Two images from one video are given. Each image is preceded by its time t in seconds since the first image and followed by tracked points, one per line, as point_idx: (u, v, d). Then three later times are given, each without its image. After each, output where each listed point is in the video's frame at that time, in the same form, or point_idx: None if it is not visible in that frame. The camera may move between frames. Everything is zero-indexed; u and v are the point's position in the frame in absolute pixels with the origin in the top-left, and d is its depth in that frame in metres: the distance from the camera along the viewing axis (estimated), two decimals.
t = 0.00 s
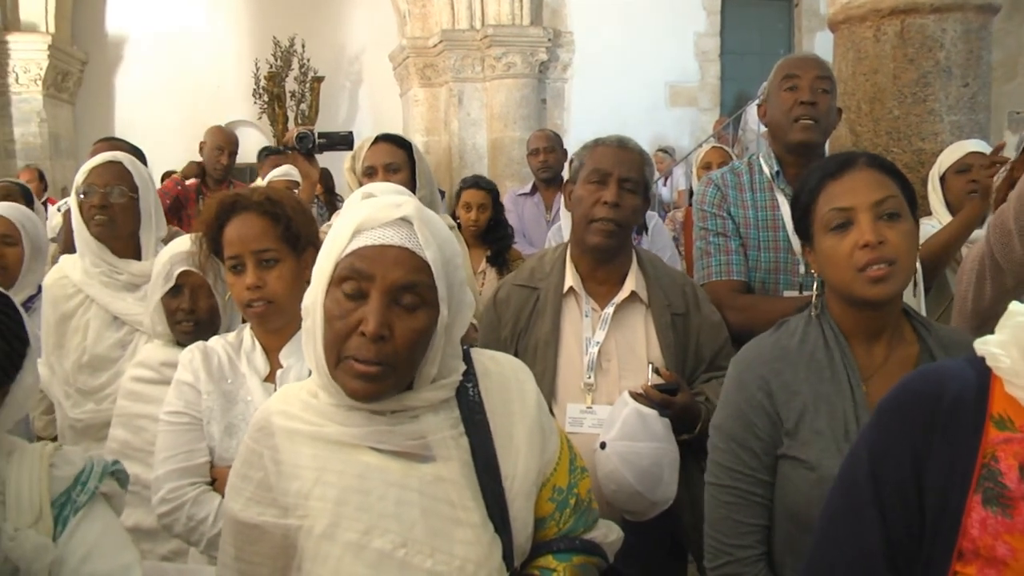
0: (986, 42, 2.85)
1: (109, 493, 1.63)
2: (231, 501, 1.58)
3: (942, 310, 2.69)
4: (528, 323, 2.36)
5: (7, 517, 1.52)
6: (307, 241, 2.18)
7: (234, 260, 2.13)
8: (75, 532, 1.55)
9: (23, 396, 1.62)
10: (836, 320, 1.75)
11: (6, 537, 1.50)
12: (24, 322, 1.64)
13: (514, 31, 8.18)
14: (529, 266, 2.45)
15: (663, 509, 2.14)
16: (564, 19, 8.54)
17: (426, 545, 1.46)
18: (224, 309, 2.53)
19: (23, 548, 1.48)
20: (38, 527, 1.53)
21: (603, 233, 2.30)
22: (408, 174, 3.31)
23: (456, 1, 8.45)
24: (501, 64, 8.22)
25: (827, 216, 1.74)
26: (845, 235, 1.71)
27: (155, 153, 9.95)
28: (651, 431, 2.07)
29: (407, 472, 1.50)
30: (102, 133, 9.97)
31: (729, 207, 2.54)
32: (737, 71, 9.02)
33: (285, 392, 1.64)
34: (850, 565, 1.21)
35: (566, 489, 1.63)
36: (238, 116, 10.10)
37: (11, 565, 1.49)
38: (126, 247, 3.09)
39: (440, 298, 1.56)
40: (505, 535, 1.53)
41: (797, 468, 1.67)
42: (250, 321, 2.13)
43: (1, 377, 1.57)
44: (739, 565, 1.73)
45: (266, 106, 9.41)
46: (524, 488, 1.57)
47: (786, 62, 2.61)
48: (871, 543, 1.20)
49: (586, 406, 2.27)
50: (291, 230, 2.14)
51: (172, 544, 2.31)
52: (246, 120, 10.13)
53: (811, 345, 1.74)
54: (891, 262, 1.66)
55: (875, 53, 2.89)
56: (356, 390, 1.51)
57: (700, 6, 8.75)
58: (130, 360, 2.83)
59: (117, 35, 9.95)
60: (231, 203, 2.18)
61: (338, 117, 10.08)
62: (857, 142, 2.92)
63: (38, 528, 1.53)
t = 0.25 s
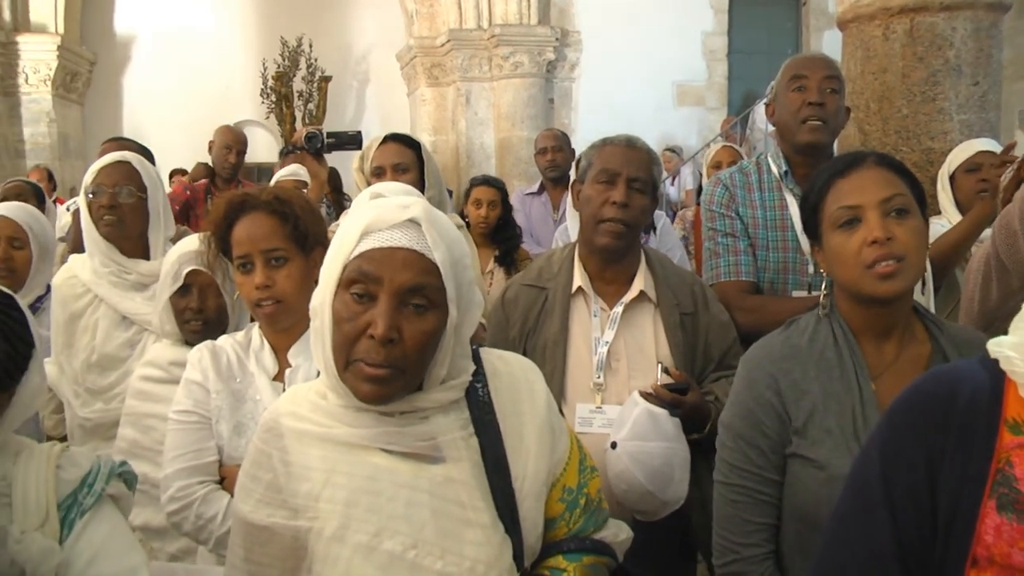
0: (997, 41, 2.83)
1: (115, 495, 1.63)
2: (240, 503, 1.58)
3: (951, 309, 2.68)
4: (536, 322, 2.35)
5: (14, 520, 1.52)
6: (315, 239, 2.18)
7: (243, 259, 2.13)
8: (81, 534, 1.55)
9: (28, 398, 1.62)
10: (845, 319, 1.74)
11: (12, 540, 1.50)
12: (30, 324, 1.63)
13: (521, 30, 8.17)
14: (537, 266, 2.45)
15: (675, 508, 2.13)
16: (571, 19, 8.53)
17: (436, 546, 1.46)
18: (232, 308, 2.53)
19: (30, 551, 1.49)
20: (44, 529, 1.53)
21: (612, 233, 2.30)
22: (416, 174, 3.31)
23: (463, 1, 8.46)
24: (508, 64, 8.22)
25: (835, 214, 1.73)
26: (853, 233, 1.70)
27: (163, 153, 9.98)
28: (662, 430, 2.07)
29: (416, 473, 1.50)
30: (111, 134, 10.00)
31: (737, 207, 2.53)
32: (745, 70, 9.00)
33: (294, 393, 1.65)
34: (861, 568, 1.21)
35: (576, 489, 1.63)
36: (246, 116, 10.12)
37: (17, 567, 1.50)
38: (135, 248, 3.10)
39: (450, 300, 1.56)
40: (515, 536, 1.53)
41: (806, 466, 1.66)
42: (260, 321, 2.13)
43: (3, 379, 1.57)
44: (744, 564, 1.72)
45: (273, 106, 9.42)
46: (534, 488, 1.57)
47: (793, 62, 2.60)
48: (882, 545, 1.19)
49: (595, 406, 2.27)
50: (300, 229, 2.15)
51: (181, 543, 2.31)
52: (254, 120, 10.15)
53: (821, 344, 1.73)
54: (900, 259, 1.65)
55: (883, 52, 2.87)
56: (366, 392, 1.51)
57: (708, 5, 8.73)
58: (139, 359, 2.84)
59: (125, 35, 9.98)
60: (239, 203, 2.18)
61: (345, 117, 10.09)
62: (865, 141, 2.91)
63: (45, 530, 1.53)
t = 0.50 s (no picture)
0: (1007, 39, 2.81)
1: (122, 496, 1.63)
2: (250, 503, 1.58)
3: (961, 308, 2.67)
4: (545, 322, 2.35)
5: (20, 520, 1.53)
6: (323, 239, 2.18)
7: (251, 259, 2.13)
8: (87, 535, 1.55)
9: (34, 399, 1.62)
10: (854, 319, 1.74)
11: (19, 541, 1.50)
12: (35, 324, 1.63)
13: (529, 30, 8.16)
14: (546, 266, 2.44)
15: (684, 509, 2.13)
16: (579, 18, 8.53)
17: (446, 547, 1.46)
18: (241, 308, 2.53)
19: (36, 553, 1.49)
20: (50, 531, 1.53)
21: (621, 233, 2.29)
22: (425, 174, 3.31)
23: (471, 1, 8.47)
24: (516, 63, 8.22)
25: (846, 214, 1.72)
26: (864, 233, 1.69)
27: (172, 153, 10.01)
28: (671, 430, 2.06)
29: (427, 473, 1.50)
30: (120, 133, 10.04)
31: (744, 205, 2.53)
32: (753, 69, 8.97)
33: (304, 392, 1.65)
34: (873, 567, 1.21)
35: (586, 490, 1.63)
36: (254, 116, 10.14)
37: (24, 569, 1.50)
38: (143, 247, 3.11)
39: (460, 300, 1.56)
40: (525, 536, 1.53)
41: (811, 469, 1.65)
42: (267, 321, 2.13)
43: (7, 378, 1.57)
44: (726, 557, 1.76)
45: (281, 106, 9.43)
46: (544, 489, 1.56)
47: (799, 61, 2.60)
48: (893, 545, 1.19)
49: (604, 406, 2.27)
50: (308, 228, 2.15)
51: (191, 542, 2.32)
52: (261, 119, 10.17)
53: (829, 345, 1.72)
54: (911, 260, 1.64)
55: (892, 51, 2.86)
56: (376, 392, 1.51)
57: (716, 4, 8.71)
58: (148, 359, 2.85)
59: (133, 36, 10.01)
60: (248, 202, 2.18)
61: (353, 117, 10.10)
62: (874, 140, 2.90)
63: (51, 531, 1.53)
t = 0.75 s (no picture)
0: (1016, 38, 2.80)
1: (127, 495, 1.63)
2: (259, 502, 1.58)
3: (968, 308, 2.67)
4: (553, 322, 2.35)
5: (27, 519, 1.53)
6: (331, 239, 2.19)
7: (258, 259, 2.13)
8: (93, 533, 1.55)
9: (41, 398, 1.62)
10: (861, 320, 1.74)
11: (25, 540, 1.50)
12: (42, 324, 1.63)
13: (535, 30, 8.16)
14: (554, 266, 2.44)
15: (692, 510, 2.12)
16: (585, 18, 8.52)
17: (454, 547, 1.46)
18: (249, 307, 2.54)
19: (43, 551, 1.49)
20: (56, 529, 1.53)
21: (629, 232, 2.29)
22: (431, 174, 3.32)
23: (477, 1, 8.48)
24: (522, 63, 8.23)
25: (853, 214, 1.72)
26: (871, 234, 1.69)
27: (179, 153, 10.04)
28: (679, 430, 2.06)
29: (435, 473, 1.50)
30: (127, 133, 10.07)
31: (749, 205, 2.54)
32: (759, 69, 8.95)
33: (312, 392, 1.65)
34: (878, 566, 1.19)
35: (595, 491, 1.62)
36: (260, 116, 10.16)
37: (30, 569, 1.50)
38: (151, 245, 3.12)
39: (469, 299, 1.56)
40: (533, 537, 1.53)
41: (814, 468, 1.65)
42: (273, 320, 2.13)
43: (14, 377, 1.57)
44: (723, 550, 1.79)
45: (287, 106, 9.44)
46: (553, 490, 1.56)
47: (803, 61, 2.59)
48: (900, 543, 1.18)
49: (612, 406, 2.27)
50: (315, 228, 2.15)
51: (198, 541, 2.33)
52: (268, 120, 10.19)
53: (834, 344, 1.72)
54: (918, 261, 1.63)
55: (900, 50, 2.85)
56: (384, 391, 1.52)
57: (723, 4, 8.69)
58: (155, 358, 2.86)
59: (141, 36, 10.03)
60: (255, 202, 2.19)
61: (359, 116, 10.11)
62: (881, 140, 2.90)
63: (57, 531, 1.53)
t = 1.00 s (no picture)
0: None
1: (136, 492, 1.64)
2: (268, 501, 1.59)
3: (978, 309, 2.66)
4: (562, 322, 2.35)
5: (36, 515, 1.53)
6: (339, 238, 2.19)
7: (267, 258, 2.14)
8: (102, 530, 1.55)
9: (49, 397, 1.60)
10: (867, 320, 1.73)
11: (35, 535, 1.51)
12: (50, 322, 1.61)
13: (542, 30, 8.16)
14: (564, 266, 2.44)
15: (700, 510, 2.12)
16: (592, 18, 8.52)
17: (463, 547, 1.46)
18: (260, 307, 2.54)
19: (52, 546, 1.49)
20: (65, 525, 1.53)
21: (639, 232, 2.29)
22: (439, 174, 3.32)
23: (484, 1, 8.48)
24: (529, 63, 8.23)
25: (859, 214, 1.71)
26: (877, 234, 1.68)
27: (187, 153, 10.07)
28: (688, 430, 2.06)
29: (445, 473, 1.51)
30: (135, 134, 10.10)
31: (755, 206, 2.54)
32: (766, 69, 8.94)
33: (323, 391, 1.66)
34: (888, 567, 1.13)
35: (604, 492, 1.62)
36: (268, 116, 10.18)
37: (41, 563, 1.50)
38: (160, 245, 3.13)
39: (479, 299, 1.56)
40: (542, 537, 1.53)
41: (819, 468, 1.65)
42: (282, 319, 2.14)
43: (24, 375, 1.56)
44: (743, 556, 1.75)
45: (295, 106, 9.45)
46: (562, 491, 1.56)
47: (808, 61, 2.58)
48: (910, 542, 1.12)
49: (621, 406, 2.27)
50: (323, 227, 2.15)
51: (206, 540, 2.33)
52: (275, 120, 10.21)
53: (841, 345, 1.71)
54: (923, 261, 1.63)
55: (908, 49, 2.84)
56: (394, 390, 1.52)
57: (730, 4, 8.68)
58: (165, 358, 2.87)
59: (149, 36, 10.06)
60: (264, 201, 2.19)
61: (366, 117, 10.12)
62: (889, 140, 2.89)
63: (67, 526, 1.53)
